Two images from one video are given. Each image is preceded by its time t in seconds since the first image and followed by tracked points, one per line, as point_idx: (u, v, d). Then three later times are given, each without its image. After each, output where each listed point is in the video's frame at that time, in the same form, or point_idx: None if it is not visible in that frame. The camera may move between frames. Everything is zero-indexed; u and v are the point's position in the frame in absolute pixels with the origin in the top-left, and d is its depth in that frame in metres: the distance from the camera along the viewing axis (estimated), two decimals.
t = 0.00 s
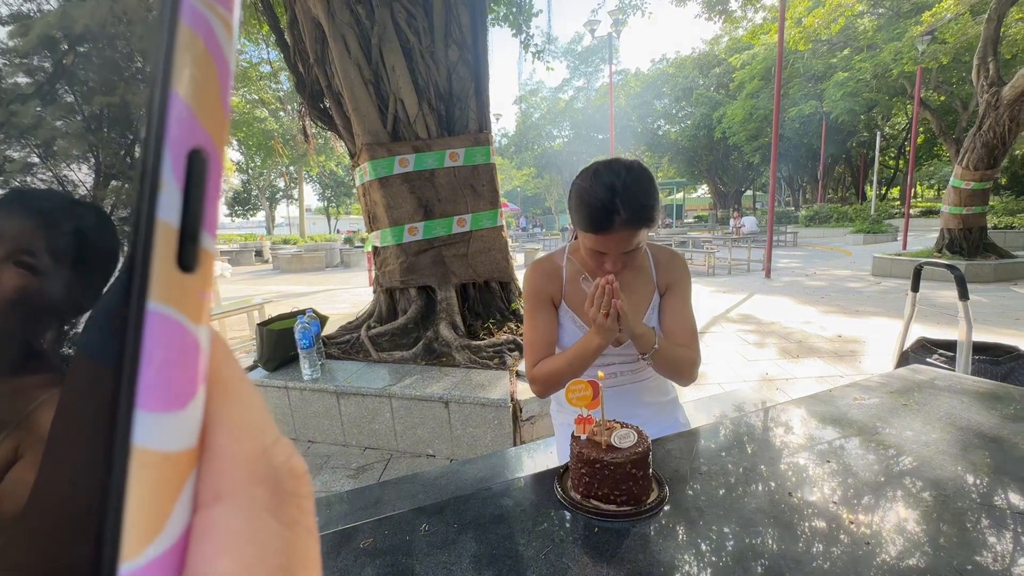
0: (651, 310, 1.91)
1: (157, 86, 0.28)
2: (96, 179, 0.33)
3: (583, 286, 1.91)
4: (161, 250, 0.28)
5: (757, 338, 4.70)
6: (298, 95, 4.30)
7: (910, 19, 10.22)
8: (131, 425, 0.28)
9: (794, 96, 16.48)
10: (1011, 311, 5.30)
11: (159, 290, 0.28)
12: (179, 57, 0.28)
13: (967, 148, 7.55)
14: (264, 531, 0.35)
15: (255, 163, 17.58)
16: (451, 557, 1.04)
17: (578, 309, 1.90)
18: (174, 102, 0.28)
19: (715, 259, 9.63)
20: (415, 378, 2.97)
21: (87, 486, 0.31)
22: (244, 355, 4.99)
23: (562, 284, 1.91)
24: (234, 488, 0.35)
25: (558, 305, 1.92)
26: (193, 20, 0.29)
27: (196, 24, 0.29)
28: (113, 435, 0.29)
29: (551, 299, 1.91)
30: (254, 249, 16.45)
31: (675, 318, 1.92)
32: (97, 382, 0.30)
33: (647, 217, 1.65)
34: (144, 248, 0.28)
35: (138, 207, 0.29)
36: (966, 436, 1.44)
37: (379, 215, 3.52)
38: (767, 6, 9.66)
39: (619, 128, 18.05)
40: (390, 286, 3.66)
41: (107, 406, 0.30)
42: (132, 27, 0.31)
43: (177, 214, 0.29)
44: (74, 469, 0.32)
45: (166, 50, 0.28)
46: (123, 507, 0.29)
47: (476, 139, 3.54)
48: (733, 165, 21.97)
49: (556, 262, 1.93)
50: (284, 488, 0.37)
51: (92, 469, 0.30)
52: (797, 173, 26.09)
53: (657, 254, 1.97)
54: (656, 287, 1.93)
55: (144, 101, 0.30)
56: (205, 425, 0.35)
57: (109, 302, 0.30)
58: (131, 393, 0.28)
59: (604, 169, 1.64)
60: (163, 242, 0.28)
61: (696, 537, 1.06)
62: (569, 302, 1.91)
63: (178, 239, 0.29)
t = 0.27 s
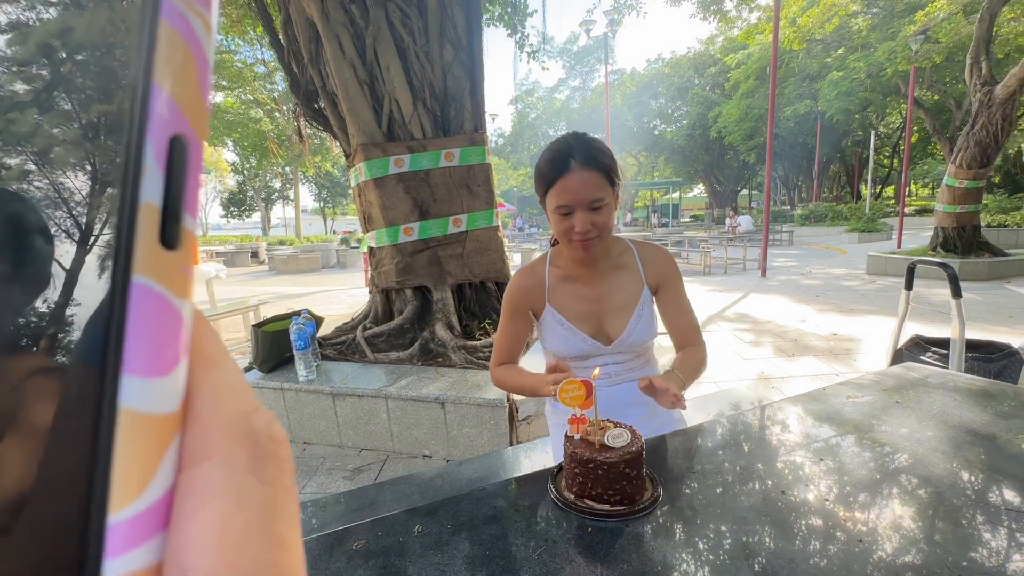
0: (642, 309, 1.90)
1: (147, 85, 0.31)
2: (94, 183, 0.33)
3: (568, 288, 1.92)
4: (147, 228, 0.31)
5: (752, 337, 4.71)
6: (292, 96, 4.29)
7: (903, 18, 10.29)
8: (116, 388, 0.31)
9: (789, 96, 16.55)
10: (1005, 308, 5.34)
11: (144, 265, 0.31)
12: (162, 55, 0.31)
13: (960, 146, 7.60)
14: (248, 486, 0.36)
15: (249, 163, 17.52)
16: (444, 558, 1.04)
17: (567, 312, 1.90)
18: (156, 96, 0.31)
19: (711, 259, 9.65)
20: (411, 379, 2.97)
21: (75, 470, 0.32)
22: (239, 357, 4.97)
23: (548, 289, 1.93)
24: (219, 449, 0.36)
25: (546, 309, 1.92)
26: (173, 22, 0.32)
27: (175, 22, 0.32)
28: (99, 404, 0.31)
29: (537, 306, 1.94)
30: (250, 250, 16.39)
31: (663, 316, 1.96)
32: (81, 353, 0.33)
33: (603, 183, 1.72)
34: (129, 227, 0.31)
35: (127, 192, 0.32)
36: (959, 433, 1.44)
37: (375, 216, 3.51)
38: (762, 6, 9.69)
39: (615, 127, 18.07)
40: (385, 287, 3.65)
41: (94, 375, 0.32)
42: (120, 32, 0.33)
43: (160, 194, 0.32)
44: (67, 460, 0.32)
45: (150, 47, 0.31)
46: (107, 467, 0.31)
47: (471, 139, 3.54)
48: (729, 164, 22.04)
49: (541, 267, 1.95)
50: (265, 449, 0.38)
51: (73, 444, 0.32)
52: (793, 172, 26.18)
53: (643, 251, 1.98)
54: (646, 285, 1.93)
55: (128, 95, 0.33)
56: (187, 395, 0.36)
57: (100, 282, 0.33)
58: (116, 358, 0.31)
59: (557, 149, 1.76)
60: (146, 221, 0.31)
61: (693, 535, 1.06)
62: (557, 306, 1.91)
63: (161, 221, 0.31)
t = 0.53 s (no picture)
0: (648, 314, 1.90)
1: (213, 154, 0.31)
2: (51, 180, 0.38)
3: (574, 292, 1.91)
4: (230, 294, 0.30)
5: (749, 336, 4.72)
6: (287, 96, 4.27)
7: (897, 18, 10.35)
8: (209, 450, 0.30)
9: (784, 95, 16.61)
10: (999, 306, 5.37)
11: (229, 323, 0.30)
12: (239, 137, 0.30)
13: (954, 145, 7.64)
14: (313, 513, 0.37)
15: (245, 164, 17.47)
16: (440, 559, 1.04)
17: (572, 317, 1.89)
18: (234, 176, 0.30)
19: (708, 258, 9.67)
20: (408, 379, 2.96)
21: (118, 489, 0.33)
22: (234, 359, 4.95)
23: (554, 294, 1.92)
24: (288, 476, 0.37)
25: (551, 314, 1.91)
26: (249, 110, 0.31)
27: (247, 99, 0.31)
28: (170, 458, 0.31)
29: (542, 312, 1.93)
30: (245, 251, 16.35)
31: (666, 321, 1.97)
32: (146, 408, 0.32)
33: (611, 181, 1.73)
34: (210, 294, 0.30)
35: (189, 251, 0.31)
36: (953, 431, 1.45)
37: (371, 217, 3.51)
38: (756, 6, 9.74)
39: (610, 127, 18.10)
40: (382, 287, 3.64)
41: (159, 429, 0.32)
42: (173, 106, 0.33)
43: (240, 261, 0.31)
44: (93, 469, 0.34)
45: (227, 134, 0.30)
46: (199, 524, 0.30)
47: (467, 139, 3.54)
48: (725, 163, 22.10)
49: (547, 272, 1.95)
50: (324, 479, 0.40)
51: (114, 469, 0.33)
52: (788, 172, 26.27)
53: (649, 255, 1.98)
54: (652, 290, 1.93)
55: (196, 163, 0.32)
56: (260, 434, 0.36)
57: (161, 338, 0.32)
58: (203, 411, 0.30)
59: (567, 148, 1.78)
60: (230, 286, 0.30)
61: (691, 534, 1.07)
62: (563, 311, 1.90)
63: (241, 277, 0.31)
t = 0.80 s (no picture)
0: (657, 315, 1.91)
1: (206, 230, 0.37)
2: (49, 173, 0.47)
3: (578, 295, 1.90)
4: (224, 367, 0.35)
5: (744, 336, 4.74)
6: (281, 97, 4.26)
7: (892, 18, 10.39)
8: (204, 509, 0.36)
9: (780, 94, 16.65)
10: (991, 305, 5.40)
11: (225, 399, 0.36)
12: (232, 209, 0.36)
13: (948, 145, 7.68)
14: None
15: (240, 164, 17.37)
16: (430, 559, 1.04)
17: (578, 322, 1.89)
18: (228, 248, 0.36)
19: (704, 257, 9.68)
20: (404, 380, 2.96)
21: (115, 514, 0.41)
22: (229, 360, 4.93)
23: (559, 299, 1.89)
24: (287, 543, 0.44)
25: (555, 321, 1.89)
26: (240, 179, 0.36)
27: (241, 179, 0.36)
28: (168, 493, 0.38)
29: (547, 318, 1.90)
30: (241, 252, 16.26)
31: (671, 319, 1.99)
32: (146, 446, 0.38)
33: (611, 180, 1.71)
34: (207, 363, 0.36)
35: (192, 243, 0.38)
36: (944, 429, 1.46)
37: (365, 217, 3.50)
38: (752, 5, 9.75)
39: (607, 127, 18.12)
40: (377, 288, 3.64)
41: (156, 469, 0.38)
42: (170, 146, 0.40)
43: (235, 334, 0.36)
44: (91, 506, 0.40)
45: (220, 203, 0.36)
46: (200, 569, 0.35)
47: (462, 139, 3.54)
48: (721, 163, 22.13)
49: (550, 275, 1.92)
50: (322, 542, 0.47)
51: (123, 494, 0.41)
52: (784, 171, 26.34)
53: (655, 254, 1.99)
54: (660, 289, 1.94)
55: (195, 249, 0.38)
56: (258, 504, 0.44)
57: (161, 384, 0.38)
58: (203, 482, 0.36)
59: (564, 147, 1.77)
60: (224, 360, 0.35)
61: (687, 533, 1.07)
62: (568, 316, 1.89)
63: (238, 363, 0.36)
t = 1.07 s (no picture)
0: (643, 298, 1.91)
1: (213, 255, 0.40)
2: (93, 171, 0.46)
3: (564, 283, 1.89)
4: (233, 396, 0.38)
5: (741, 335, 4.75)
6: (279, 97, 4.25)
7: (887, 18, 10.43)
8: (213, 539, 0.38)
9: (777, 95, 16.70)
10: (987, 304, 5.42)
11: (234, 428, 0.38)
12: (239, 236, 0.38)
13: (943, 144, 7.72)
14: None
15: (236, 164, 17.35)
16: (430, 559, 1.04)
17: (566, 308, 1.86)
18: (237, 275, 0.38)
19: (701, 257, 9.69)
20: (402, 380, 2.96)
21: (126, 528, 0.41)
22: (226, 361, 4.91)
23: (545, 288, 1.88)
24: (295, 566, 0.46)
25: (544, 308, 1.86)
26: (247, 206, 0.39)
27: (248, 207, 0.39)
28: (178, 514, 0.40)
29: (536, 307, 1.87)
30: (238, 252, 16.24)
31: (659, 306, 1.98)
32: (156, 459, 0.40)
33: (586, 167, 1.75)
34: (219, 390, 0.38)
35: (201, 233, 0.41)
36: (939, 427, 1.47)
37: (363, 217, 3.50)
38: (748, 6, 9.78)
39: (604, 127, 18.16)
40: (375, 288, 3.63)
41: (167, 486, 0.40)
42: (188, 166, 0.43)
43: (243, 363, 0.38)
44: (112, 517, 0.41)
45: (229, 227, 0.39)
46: None
47: (460, 139, 3.53)
48: (718, 163, 22.18)
49: (535, 267, 1.92)
50: (332, 566, 0.49)
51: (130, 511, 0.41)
52: (781, 171, 26.41)
53: (633, 244, 2.02)
54: (643, 274, 1.96)
55: (201, 274, 0.40)
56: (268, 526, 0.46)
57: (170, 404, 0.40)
58: (211, 515, 0.38)
59: (539, 139, 1.80)
60: (234, 386, 0.38)
61: (686, 532, 1.07)
62: (556, 303, 1.87)
63: (245, 391, 0.39)
